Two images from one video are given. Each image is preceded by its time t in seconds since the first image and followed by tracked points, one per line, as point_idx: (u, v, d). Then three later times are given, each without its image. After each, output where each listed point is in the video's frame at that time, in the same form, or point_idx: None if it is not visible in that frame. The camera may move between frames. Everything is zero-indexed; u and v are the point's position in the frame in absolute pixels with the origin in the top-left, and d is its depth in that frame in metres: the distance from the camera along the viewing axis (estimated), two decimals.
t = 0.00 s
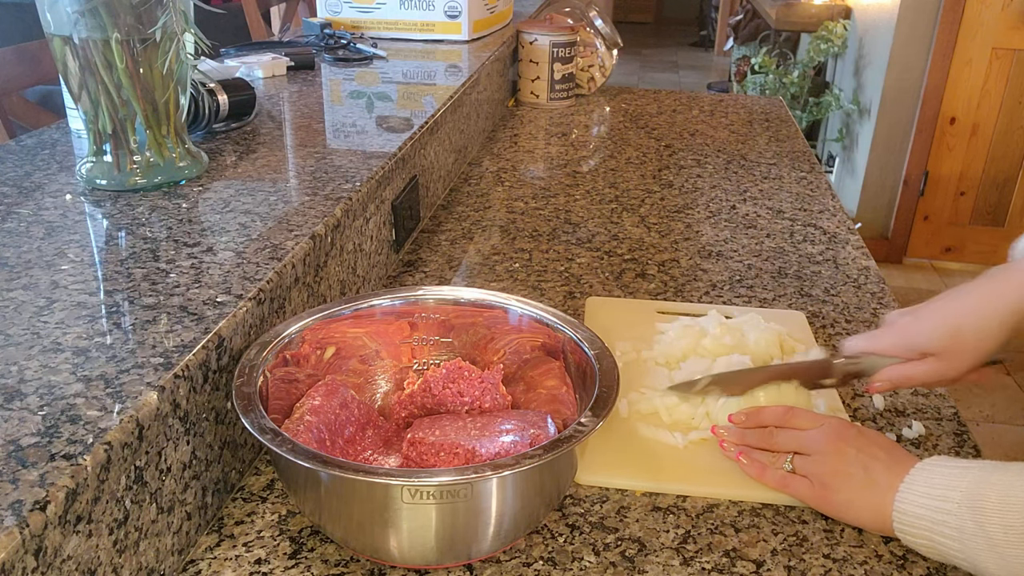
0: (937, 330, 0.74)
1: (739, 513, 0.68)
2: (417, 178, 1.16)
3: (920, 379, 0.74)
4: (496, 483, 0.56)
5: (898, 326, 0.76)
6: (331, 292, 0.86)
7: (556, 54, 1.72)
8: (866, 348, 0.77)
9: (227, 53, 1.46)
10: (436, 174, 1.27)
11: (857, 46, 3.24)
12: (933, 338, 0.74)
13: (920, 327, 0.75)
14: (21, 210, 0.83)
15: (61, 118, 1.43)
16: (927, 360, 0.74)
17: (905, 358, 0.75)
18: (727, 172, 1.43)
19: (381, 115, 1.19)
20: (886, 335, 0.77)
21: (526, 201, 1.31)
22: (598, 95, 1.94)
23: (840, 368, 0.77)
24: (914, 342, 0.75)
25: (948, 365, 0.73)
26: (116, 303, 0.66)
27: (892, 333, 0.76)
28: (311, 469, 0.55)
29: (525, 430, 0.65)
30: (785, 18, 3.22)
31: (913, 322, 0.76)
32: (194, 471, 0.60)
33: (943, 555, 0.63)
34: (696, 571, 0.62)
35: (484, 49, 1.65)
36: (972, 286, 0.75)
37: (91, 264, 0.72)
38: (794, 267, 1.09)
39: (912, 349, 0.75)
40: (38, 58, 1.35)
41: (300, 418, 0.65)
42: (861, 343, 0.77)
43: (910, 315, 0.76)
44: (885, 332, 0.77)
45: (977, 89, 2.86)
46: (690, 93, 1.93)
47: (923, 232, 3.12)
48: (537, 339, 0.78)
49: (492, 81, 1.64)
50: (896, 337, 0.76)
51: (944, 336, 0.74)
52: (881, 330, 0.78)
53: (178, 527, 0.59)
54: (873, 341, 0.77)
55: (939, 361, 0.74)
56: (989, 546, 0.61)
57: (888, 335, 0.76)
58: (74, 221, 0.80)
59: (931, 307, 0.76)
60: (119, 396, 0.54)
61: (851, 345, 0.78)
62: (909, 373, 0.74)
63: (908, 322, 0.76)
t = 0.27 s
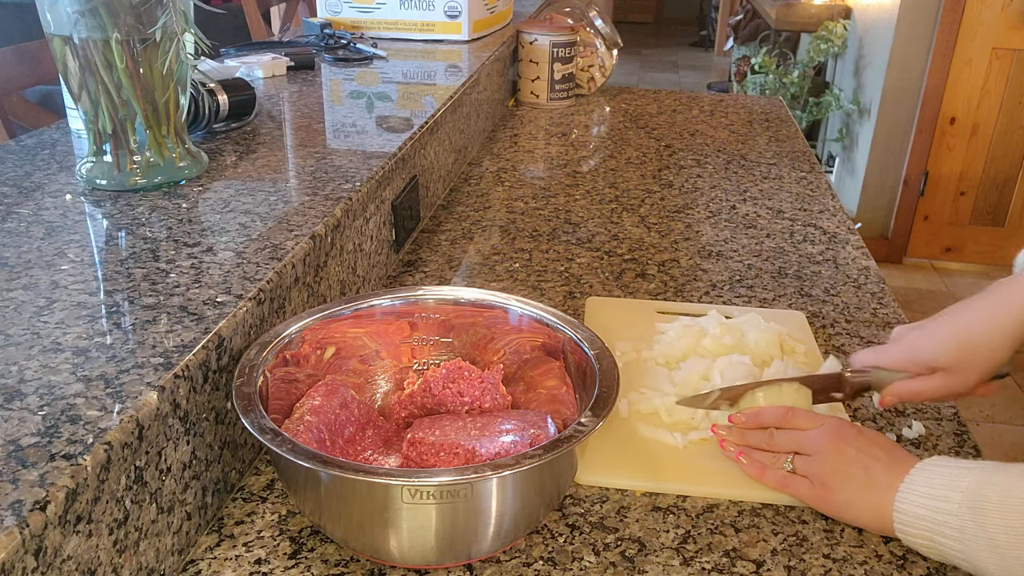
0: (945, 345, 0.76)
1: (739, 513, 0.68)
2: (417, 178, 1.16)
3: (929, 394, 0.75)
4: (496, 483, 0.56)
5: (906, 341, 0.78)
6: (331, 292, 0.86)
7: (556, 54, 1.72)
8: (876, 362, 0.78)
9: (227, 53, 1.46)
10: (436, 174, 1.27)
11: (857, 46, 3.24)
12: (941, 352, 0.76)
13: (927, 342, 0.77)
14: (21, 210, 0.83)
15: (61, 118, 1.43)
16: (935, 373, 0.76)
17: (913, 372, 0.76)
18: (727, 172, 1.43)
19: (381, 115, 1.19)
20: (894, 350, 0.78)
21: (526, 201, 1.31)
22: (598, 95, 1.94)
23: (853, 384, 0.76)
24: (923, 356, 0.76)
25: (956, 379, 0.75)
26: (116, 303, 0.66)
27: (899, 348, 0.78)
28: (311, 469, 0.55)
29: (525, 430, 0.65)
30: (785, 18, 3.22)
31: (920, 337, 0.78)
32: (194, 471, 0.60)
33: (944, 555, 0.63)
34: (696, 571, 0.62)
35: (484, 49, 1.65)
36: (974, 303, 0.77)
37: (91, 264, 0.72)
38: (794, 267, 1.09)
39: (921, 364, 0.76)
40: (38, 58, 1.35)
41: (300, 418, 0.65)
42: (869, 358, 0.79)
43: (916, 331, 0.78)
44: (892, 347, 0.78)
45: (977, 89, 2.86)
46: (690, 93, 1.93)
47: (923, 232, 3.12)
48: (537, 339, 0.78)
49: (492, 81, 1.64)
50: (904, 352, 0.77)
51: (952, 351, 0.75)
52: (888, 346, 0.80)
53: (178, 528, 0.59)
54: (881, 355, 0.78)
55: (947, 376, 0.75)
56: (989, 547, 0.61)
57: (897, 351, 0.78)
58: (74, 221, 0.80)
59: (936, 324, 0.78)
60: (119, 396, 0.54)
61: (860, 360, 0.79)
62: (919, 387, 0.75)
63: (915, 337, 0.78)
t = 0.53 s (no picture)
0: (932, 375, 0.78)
1: (739, 513, 0.68)
2: (417, 178, 1.16)
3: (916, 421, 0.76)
4: (496, 483, 0.56)
5: (890, 368, 0.79)
6: (331, 292, 0.86)
7: (556, 54, 1.72)
8: (862, 386, 0.78)
9: (227, 53, 1.46)
10: (436, 174, 1.27)
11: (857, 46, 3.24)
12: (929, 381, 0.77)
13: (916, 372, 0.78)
14: (21, 210, 0.83)
15: (61, 118, 1.43)
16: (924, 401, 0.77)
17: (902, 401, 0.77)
18: (727, 172, 1.43)
19: (381, 115, 1.19)
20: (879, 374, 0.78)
21: (526, 201, 1.31)
22: (598, 95, 1.94)
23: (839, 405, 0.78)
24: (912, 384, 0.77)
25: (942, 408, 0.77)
26: (116, 303, 0.66)
27: (885, 373, 0.78)
28: (311, 469, 0.55)
29: (525, 430, 0.65)
30: (785, 18, 3.22)
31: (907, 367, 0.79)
32: (194, 471, 0.60)
33: (945, 558, 0.63)
34: (696, 571, 0.62)
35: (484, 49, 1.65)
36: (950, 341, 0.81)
37: (91, 264, 0.72)
38: (794, 267, 1.09)
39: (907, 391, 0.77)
40: (38, 58, 1.35)
41: (300, 418, 0.65)
42: (854, 383, 0.79)
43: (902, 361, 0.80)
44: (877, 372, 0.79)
45: (977, 89, 2.86)
46: (689, 93, 1.93)
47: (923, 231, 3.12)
48: (537, 339, 0.78)
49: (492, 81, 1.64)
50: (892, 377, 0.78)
51: (939, 379, 0.78)
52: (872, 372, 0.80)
53: (178, 528, 0.59)
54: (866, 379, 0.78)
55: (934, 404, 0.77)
56: (990, 550, 0.61)
57: (881, 376, 0.78)
58: (74, 221, 0.80)
59: (917, 356, 0.81)
60: (119, 396, 0.54)
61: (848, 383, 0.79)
62: (905, 416, 0.76)
63: (900, 367, 0.79)
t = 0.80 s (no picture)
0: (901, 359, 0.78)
1: (739, 513, 0.68)
2: (417, 178, 1.16)
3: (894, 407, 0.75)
4: (496, 483, 0.56)
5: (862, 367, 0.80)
6: (331, 292, 0.86)
7: (556, 54, 1.72)
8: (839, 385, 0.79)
9: (227, 53, 1.46)
10: (436, 174, 1.27)
11: (857, 46, 3.24)
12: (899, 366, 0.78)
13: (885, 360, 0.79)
14: (21, 209, 0.83)
15: (61, 118, 1.44)
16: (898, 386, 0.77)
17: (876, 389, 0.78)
18: (727, 172, 1.43)
19: (381, 115, 1.19)
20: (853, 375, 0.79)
21: (526, 201, 1.31)
22: (598, 95, 1.94)
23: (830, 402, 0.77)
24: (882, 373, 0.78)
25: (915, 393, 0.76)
26: (116, 303, 0.66)
27: (858, 369, 0.80)
28: (312, 469, 0.55)
29: (525, 430, 0.65)
30: (785, 18, 3.22)
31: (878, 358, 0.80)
32: (194, 471, 0.60)
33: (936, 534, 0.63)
34: (696, 571, 0.62)
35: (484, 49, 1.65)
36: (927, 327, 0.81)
37: (91, 264, 0.72)
38: (794, 267, 1.09)
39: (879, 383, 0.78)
40: (38, 58, 1.35)
41: (300, 418, 0.65)
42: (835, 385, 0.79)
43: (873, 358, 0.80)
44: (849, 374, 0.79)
45: (978, 89, 2.86)
46: (690, 93, 1.93)
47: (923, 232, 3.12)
48: (537, 339, 0.78)
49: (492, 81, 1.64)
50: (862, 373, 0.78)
51: (907, 367, 0.78)
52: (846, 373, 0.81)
53: (178, 527, 0.59)
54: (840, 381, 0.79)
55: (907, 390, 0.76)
56: (981, 529, 0.60)
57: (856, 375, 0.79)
58: (74, 221, 0.80)
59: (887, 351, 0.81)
60: (119, 396, 0.54)
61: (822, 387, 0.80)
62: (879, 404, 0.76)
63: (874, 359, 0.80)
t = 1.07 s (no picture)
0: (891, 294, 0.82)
1: (739, 513, 0.68)
2: (417, 178, 1.16)
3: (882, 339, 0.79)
4: (496, 483, 0.56)
5: (855, 299, 0.84)
6: (331, 292, 0.86)
7: (556, 54, 1.72)
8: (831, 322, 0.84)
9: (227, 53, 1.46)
10: (436, 173, 1.27)
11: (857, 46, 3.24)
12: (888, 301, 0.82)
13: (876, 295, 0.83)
14: (21, 210, 0.83)
15: (61, 118, 1.44)
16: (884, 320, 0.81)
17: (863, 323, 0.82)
18: (727, 172, 1.43)
19: (381, 115, 1.19)
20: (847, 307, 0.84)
21: (526, 201, 1.31)
22: (598, 95, 1.94)
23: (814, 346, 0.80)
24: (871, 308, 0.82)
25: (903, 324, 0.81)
26: (116, 303, 0.66)
27: (851, 301, 0.84)
28: (311, 469, 0.55)
29: (525, 430, 0.65)
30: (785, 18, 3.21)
31: (869, 294, 0.84)
32: (194, 471, 0.60)
33: (928, 507, 0.64)
34: (696, 571, 0.62)
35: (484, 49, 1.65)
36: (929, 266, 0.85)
37: (91, 264, 0.72)
38: (794, 267, 1.09)
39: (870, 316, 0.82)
40: (38, 57, 1.35)
41: (300, 418, 0.65)
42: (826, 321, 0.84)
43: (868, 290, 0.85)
44: (843, 306, 0.84)
45: (978, 89, 2.86)
46: (690, 94, 1.93)
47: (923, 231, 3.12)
48: (537, 339, 0.78)
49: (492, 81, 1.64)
50: (855, 305, 0.83)
51: (898, 299, 0.82)
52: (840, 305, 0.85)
53: (178, 527, 0.59)
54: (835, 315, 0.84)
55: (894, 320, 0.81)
56: (974, 501, 0.61)
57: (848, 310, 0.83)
58: (74, 221, 0.80)
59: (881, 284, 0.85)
60: (119, 396, 0.54)
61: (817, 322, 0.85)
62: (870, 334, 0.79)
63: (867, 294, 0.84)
